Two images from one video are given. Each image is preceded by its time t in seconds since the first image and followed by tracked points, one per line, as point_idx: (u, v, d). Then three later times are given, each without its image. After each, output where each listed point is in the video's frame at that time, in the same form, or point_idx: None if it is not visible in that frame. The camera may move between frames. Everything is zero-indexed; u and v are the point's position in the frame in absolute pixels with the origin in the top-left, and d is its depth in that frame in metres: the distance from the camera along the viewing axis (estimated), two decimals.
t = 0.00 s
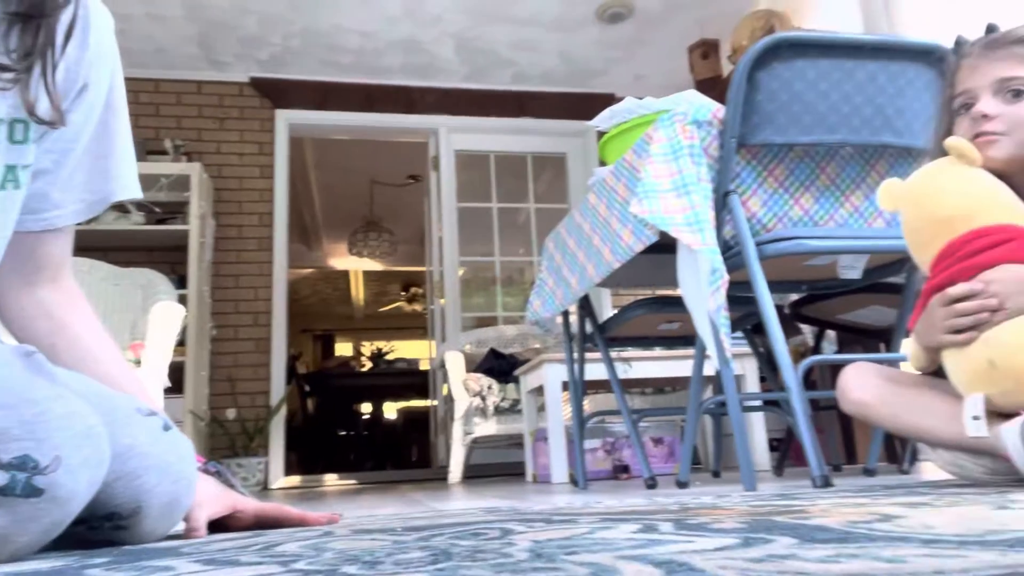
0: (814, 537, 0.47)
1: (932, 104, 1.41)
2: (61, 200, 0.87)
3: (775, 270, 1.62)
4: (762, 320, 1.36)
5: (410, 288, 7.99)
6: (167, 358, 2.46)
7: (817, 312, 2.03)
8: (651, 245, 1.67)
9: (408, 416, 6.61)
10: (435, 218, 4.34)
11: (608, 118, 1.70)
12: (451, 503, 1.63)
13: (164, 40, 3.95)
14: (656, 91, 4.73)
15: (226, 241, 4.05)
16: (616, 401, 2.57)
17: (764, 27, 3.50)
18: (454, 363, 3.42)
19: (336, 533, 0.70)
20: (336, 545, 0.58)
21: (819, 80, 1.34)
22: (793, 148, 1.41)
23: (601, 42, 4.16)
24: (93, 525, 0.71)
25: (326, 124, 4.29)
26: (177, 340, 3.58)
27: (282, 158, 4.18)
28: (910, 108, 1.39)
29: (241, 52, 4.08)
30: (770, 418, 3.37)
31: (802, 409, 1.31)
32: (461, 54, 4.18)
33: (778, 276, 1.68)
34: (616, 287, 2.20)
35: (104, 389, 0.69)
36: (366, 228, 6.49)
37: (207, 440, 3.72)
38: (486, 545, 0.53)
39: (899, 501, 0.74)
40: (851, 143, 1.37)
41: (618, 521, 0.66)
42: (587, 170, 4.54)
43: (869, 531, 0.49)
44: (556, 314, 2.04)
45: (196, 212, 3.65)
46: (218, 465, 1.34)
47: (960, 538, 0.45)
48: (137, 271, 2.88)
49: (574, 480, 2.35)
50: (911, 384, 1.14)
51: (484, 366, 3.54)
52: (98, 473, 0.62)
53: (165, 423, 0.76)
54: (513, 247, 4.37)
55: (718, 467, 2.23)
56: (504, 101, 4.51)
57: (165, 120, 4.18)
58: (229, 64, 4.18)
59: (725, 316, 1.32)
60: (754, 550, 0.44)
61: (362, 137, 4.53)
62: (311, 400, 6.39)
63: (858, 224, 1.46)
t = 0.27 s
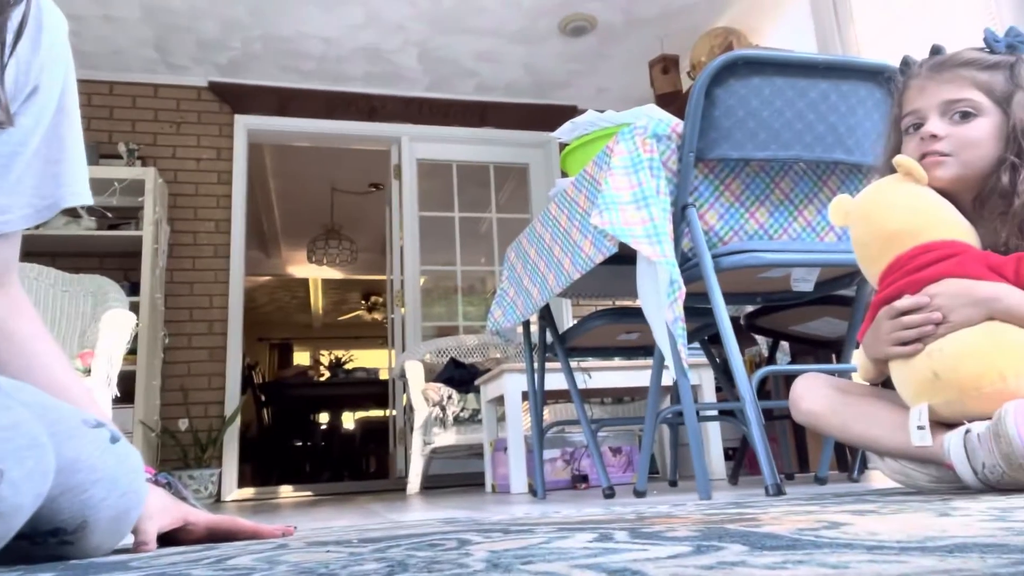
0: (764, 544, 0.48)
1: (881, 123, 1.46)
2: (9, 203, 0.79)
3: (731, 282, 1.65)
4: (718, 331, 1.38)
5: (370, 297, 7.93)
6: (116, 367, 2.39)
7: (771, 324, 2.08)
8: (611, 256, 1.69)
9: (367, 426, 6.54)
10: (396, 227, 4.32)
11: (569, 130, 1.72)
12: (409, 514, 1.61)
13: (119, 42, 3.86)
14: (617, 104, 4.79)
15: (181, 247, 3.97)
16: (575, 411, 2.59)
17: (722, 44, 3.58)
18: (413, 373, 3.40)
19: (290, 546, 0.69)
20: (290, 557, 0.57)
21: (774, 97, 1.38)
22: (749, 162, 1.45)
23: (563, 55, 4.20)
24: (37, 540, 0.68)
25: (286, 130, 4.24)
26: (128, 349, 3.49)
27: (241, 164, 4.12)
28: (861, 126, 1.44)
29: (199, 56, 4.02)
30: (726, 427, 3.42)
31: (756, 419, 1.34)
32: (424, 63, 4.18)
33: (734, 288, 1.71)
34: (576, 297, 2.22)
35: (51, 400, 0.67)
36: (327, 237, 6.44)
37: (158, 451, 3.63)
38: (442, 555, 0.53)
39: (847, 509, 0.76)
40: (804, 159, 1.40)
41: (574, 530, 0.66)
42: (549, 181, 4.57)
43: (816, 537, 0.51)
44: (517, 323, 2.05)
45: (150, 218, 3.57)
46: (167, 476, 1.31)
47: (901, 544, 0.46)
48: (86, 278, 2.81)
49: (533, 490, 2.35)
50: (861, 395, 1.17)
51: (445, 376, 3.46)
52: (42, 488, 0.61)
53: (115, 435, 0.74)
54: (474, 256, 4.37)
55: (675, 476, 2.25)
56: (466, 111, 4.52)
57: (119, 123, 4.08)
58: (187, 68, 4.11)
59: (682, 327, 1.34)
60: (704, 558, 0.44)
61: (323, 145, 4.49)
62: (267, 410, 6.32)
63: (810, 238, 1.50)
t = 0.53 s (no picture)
0: (753, 549, 0.48)
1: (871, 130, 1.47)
2: None
3: (722, 288, 1.65)
4: (709, 336, 1.38)
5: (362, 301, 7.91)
6: (105, 370, 2.38)
7: (762, 329, 2.08)
8: (603, 261, 1.69)
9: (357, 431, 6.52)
10: (388, 231, 4.32)
11: (562, 135, 1.72)
12: (399, 519, 1.61)
13: (111, 44, 3.85)
14: (610, 109, 4.81)
15: (172, 250, 3.95)
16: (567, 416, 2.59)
17: (714, 50, 3.59)
18: (404, 377, 3.39)
19: (279, 551, 0.69)
20: (279, 563, 0.57)
21: (766, 104, 1.39)
22: (741, 169, 1.45)
23: (556, 60, 4.21)
24: (23, 547, 0.67)
25: (278, 133, 4.23)
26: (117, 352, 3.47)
27: (232, 167, 4.10)
28: (851, 133, 1.45)
29: (191, 58, 4.00)
30: (717, 432, 3.43)
31: (747, 424, 1.34)
32: (417, 67, 4.18)
33: (725, 293, 1.71)
34: (568, 302, 2.22)
35: (39, 405, 0.67)
36: (318, 240, 6.46)
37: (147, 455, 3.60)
38: (431, 561, 0.53)
39: (836, 514, 0.76)
40: (795, 166, 1.41)
41: (564, 536, 0.66)
42: (541, 186, 4.57)
43: (804, 542, 0.51)
44: (509, 328, 2.05)
45: (140, 221, 3.55)
46: (156, 480, 1.30)
47: (889, 550, 0.46)
48: (76, 280, 2.79)
49: (524, 495, 2.35)
50: (850, 401, 1.17)
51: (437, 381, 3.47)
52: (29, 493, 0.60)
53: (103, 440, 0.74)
54: (466, 260, 4.37)
55: (666, 481, 2.25)
56: (459, 116, 4.53)
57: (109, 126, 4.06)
58: (178, 70, 4.10)
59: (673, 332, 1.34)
60: (693, 563, 0.44)
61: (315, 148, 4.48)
62: (257, 415, 6.31)
63: (801, 244, 1.51)
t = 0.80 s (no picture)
0: (758, 553, 0.48)
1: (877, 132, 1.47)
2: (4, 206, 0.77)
3: (727, 290, 1.65)
4: (714, 338, 1.38)
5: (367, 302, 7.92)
6: (110, 370, 2.38)
7: (767, 331, 2.08)
8: (608, 263, 1.69)
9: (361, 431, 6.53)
10: (393, 232, 4.33)
11: (567, 137, 1.72)
12: (403, 520, 1.61)
13: (118, 46, 3.87)
14: (615, 111, 4.80)
15: (177, 251, 3.96)
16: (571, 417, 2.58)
17: (719, 52, 3.59)
18: (408, 379, 3.40)
19: (284, 552, 0.69)
20: (283, 564, 0.57)
21: (771, 106, 1.38)
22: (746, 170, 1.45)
23: (562, 61, 4.21)
24: (29, 547, 0.68)
25: (283, 134, 4.24)
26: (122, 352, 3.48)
27: (238, 168, 4.11)
28: (857, 135, 1.45)
29: (198, 59, 4.02)
30: (722, 434, 3.42)
31: (751, 427, 1.33)
32: (422, 68, 4.18)
33: (731, 296, 1.71)
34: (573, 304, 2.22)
35: (44, 404, 0.67)
36: (323, 241, 6.47)
37: (152, 455, 3.61)
38: (435, 563, 0.53)
39: (841, 518, 0.76)
40: (801, 167, 1.41)
41: (568, 538, 0.66)
42: (546, 187, 4.57)
43: (809, 546, 0.51)
44: (513, 329, 2.05)
45: (146, 221, 3.56)
46: (159, 481, 1.30)
47: (895, 554, 0.46)
48: (82, 281, 2.80)
49: (528, 497, 2.35)
50: (855, 405, 1.17)
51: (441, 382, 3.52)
52: (32, 493, 0.60)
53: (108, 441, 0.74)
54: (471, 261, 4.37)
55: (670, 484, 2.25)
56: (464, 117, 4.53)
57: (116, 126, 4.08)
58: (185, 71, 4.12)
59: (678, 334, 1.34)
60: (698, 566, 0.44)
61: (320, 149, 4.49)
62: (261, 415, 6.30)
63: (806, 246, 1.50)
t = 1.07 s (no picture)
0: (773, 551, 0.48)
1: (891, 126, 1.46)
2: (20, 215, 0.79)
3: (740, 286, 1.64)
4: (727, 335, 1.37)
5: (379, 302, 7.95)
6: (126, 371, 2.40)
7: (780, 328, 2.06)
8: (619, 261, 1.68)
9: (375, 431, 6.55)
10: (404, 232, 4.34)
11: (578, 134, 1.72)
12: (417, 519, 1.61)
13: (131, 50, 3.90)
14: (626, 108, 4.79)
15: (191, 252, 3.99)
16: (584, 416, 2.58)
17: (730, 47, 3.57)
18: (421, 377, 3.41)
19: (298, 551, 0.69)
20: (296, 563, 0.57)
21: (783, 100, 1.37)
22: (758, 166, 1.44)
23: (571, 59, 4.20)
24: (47, 546, 0.68)
25: (294, 136, 4.26)
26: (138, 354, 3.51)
27: (250, 170, 4.14)
28: (870, 129, 1.43)
29: (209, 62, 4.04)
30: (736, 432, 3.40)
31: (766, 424, 1.33)
32: (432, 68, 4.19)
33: (743, 292, 1.70)
34: (585, 301, 2.21)
35: (61, 405, 0.67)
36: (335, 241, 6.50)
37: (167, 455, 3.63)
38: (448, 561, 0.53)
39: (858, 515, 0.75)
40: (813, 162, 1.40)
41: (582, 536, 0.66)
42: (557, 186, 4.56)
43: (825, 544, 0.50)
44: (526, 328, 2.04)
45: (160, 223, 3.59)
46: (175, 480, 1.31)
47: (913, 551, 0.46)
48: (97, 283, 2.82)
49: (541, 495, 2.35)
50: (871, 401, 1.16)
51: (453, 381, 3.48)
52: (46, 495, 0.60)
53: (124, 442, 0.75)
54: (482, 260, 4.38)
55: (684, 481, 2.24)
56: (475, 116, 4.53)
57: (129, 130, 4.11)
58: (197, 74, 4.15)
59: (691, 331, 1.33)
60: (712, 564, 0.44)
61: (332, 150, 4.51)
62: (275, 416, 6.27)
63: (820, 242, 1.49)
